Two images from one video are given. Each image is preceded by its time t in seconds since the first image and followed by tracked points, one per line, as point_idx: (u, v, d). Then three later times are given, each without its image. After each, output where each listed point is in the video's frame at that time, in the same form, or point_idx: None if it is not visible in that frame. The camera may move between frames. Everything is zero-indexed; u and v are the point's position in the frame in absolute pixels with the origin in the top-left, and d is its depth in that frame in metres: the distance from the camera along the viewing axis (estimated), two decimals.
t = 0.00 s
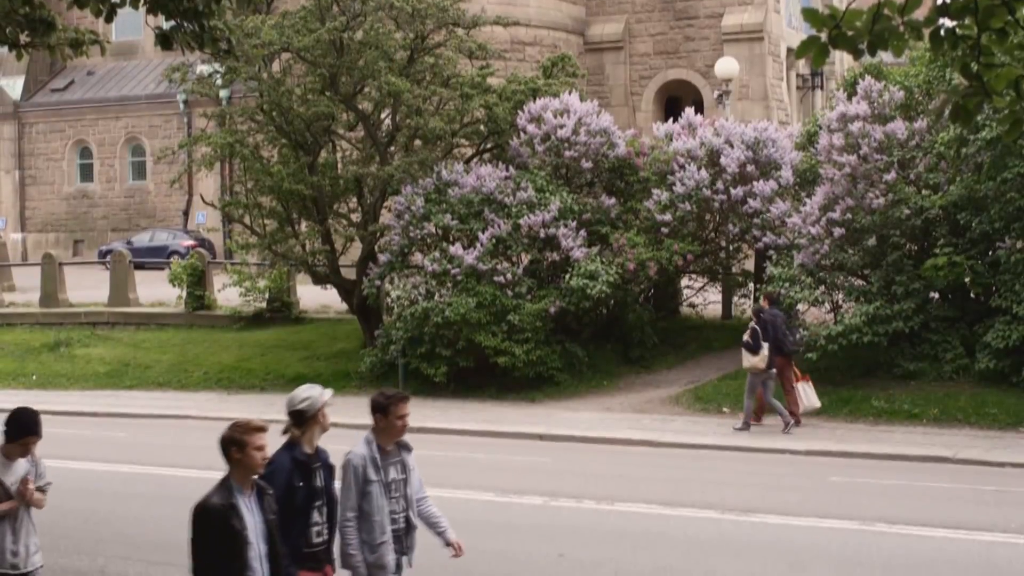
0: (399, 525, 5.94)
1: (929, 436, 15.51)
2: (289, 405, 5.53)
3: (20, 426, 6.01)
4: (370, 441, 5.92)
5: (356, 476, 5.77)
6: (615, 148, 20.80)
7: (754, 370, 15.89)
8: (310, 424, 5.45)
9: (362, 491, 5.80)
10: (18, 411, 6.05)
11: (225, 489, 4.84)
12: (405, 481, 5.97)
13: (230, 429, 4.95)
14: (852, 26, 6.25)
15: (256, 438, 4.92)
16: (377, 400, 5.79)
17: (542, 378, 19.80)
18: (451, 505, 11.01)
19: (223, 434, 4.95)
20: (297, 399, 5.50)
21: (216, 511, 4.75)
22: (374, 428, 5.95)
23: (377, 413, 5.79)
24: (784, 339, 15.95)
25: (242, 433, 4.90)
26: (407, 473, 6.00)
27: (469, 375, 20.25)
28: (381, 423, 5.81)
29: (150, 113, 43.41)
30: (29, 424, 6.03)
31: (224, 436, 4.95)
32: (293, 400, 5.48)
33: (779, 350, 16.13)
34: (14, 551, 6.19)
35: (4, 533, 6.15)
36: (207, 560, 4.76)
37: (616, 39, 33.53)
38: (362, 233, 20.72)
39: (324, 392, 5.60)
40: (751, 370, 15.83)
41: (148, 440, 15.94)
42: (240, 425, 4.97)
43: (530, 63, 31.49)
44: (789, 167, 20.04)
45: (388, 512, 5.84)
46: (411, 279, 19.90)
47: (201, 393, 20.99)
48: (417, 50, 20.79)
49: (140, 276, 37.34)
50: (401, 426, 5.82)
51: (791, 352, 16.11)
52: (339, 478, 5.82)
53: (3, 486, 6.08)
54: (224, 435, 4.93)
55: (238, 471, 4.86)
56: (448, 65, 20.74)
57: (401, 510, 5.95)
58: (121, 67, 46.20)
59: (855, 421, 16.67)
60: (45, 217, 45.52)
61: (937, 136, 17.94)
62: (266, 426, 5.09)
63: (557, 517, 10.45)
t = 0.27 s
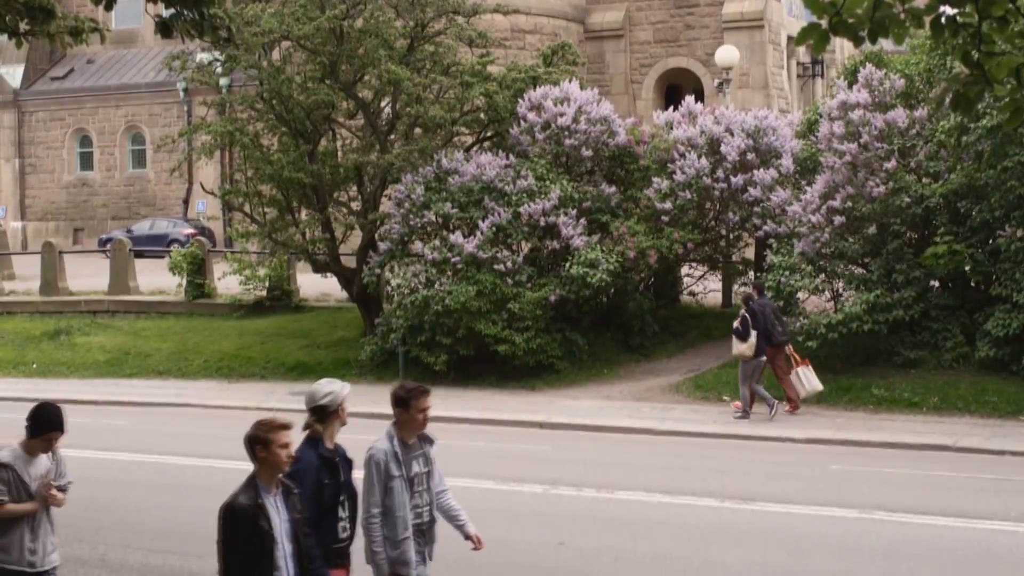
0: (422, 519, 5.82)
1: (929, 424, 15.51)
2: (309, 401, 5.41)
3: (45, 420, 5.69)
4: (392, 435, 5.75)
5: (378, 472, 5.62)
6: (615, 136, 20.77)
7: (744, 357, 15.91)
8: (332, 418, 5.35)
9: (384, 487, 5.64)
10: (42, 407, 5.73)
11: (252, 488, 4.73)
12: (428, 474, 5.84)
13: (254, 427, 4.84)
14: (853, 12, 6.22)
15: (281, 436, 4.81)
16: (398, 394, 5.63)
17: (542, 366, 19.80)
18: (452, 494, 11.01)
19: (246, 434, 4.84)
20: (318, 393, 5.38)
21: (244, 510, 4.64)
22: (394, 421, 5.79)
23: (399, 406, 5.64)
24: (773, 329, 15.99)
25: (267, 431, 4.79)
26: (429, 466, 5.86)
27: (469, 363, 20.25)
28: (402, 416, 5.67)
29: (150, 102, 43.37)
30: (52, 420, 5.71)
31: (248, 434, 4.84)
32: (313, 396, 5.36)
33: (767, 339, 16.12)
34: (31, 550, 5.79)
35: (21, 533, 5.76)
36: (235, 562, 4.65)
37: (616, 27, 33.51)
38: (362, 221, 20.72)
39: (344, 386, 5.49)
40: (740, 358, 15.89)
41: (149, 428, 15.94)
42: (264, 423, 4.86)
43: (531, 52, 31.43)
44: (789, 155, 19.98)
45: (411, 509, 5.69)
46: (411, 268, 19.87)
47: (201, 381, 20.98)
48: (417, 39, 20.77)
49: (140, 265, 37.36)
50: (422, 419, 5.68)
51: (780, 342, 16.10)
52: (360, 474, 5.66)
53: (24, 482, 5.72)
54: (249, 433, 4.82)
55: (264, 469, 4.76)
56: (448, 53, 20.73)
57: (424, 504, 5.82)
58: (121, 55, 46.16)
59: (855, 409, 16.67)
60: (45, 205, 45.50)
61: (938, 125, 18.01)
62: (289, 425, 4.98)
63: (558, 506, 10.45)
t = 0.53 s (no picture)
0: (446, 507, 5.85)
1: (929, 412, 15.51)
2: (329, 395, 5.40)
3: (71, 415, 5.68)
4: (414, 422, 5.79)
5: (402, 461, 5.65)
6: (615, 124, 20.69)
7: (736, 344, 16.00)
8: (353, 412, 5.33)
9: (408, 475, 5.68)
10: (69, 400, 5.72)
11: (281, 480, 4.76)
12: (451, 460, 5.87)
13: (282, 417, 4.86)
14: None
15: (308, 425, 4.83)
16: (419, 381, 5.66)
17: (543, 355, 19.78)
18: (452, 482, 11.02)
19: (274, 423, 4.87)
20: (340, 387, 5.38)
21: (274, 504, 4.69)
22: (416, 410, 5.82)
23: (420, 393, 5.68)
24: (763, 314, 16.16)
25: (294, 421, 4.81)
26: (453, 452, 5.89)
27: (469, 351, 20.25)
28: (424, 403, 5.70)
29: (150, 90, 43.34)
30: (81, 415, 5.70)
31: (277, 424, 4.86)
32: (334, 391, 5.35)
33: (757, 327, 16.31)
34: (57, 546, 5.77)
35: (47, 530, 5.75)
36: (266, 552, 4.72)
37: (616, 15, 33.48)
38: (362, 209, 20.71)
39: (363, 379, 5.49)
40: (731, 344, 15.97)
41: (149, 416, 15.94)
42: (292, 413, 4.88)
43: (531, 39, 31.37)
44: (789, 143, 19.94)
45: (434, 496, 5.73)
46: (411, 256, 19.85)
47: (201, 369, 20.99)
48: (417, 26, 20.73)
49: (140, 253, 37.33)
50: (444, 406, 5.71)
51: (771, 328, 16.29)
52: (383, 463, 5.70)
53: (50, 477, 5.72)
54: (276, 423, 4.84)
55: (291, 460, 4.78)
56: (448, 41, 20.77)
57: (448, 491, 5.85)
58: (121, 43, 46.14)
59: (855, 397, 16.67)
60: (45, 193, 45.46)
61: (939, 113, 18.02)
62: (317, 411, 5.00)
63: (558, 493, 10.47)
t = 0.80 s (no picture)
0: (467, 492, 5.87)
1: (929, 402, 15.52)
2: (349, 383, 5.40)
3: (87, 405, 5.55)
4: (434, 407, 5.79)
5: (424, 444, 5.64)
6: (615, 113, 20.73)
7: (728, 334, 16.02)
8: (373, 399, 5.35)
9: (430, 459, 5.67)
10: (83, 389, 5.59)
11: (308, 468, 4.69)
12: (472, 446, 5.87)
13: (305, 406, 4.79)
14: None
15: (332, 414, 4.76)
16: (442, 364, 5.68)
17: (542, 344, 19.78)
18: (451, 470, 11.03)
19: (297, 413, 4.79)
20: (359, 374, 5.37)
21: (302, 491, 4.60)
22: (436, 395, 5.83)
23: (442, 377, 5.69)
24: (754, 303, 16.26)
25: (319, 409, 4.74)
26: (473, 437, 5.90)
27: (469, 341, 20.24)
28: (445, 387, 5.71)
29: (150, 78, 43.32)
30: (99, 404, 5.57)
31: (300, 413, 4.78)
32: (355, 377, 5.35)
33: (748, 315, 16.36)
34: (89, 534, 5.70)
35: (76, 524, 5.66)
36: (294, 543, 4.63)
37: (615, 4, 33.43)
38: (363, 199, 20.72)
39: (383, 367, 5.47)
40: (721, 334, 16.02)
41: (150, 405, 15.95)
42: (315, 401, 4.81)
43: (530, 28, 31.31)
44: (789, 132, 19.94)
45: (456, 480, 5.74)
46: (410, 245, 19.85)
47: (202, 358, 20.99)
48: (417, 15, 20.72)
49: (139, 242, 37.31)
50: (466, 390, 5.73)
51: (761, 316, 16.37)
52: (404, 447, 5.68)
53: (70, 468, 5.63)
54: (299, 413, 4.77)
55: (317, 448, 4.71)
56: (449, 30, 20.74)
57: (469, 476, 5.86)
58: (121, 32, 46.12)
59: (855, 386, 16.68)
60: (46, 182, 45.42)
61: (940, 102, 18.00)
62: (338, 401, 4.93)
63: (559, 482, 10.48)
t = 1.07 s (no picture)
0: (488, 482, 5.84)
1: (929, 392, 15.52)
2: (370, 371, 5.39)
3: (104, 392, 5.57)
4: (456, 396, 5.77)
5: (447, 433, 5.61)
6: (615, 103, 20.67)
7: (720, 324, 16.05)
8: (394, 387, 5.32)
9: (452, 447, 5.63)
10: (100, 375, 5.61)
11: (331, 451, 4.57)
12: (493, 436, 5.85)
13: (328, 390, 4.68)
14: None
15: (356, 397, 4.65)
16: (465, 353, 5.66)
17: (542, 334, 19.78)
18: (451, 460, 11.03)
19: (320, 397, 4.68)
20: (380, 363, 5.37)
21: (327, 474, 4.48)
22: (458, 384, 5.79)
23: (465, 366, 5.67)
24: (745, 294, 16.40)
25: (342, 392, 4.63)
26: (494, 428, 5.87)
27: (469, 331, 20.23)
28: (468, 377, 5.69)
29: (150, 69, 43.29)
30: (117, 391, 5.59)
31: (322, 397, 4.67)
32: (376, 365, 5.34)
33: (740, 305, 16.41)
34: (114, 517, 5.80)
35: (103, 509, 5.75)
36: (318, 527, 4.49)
37: None
38: (363, 189, 20.71)
39: (402, 354, 5.47)
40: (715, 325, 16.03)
41: (150, 396, 15.94)
42: (339, 385, 4.70)
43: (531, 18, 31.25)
44: (789, 122, 19.90)
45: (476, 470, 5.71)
46: (410, 236, 19.84)
47: (202, 348, 21.00)
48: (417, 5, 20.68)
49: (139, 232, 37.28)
50: (489, 379, 5.69)
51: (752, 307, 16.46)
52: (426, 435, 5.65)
53: (91, 455, 5.68)
54: (322, 396, 4.66)
55: (340, 431, 4.59)
56: (448, 19, 20.64)
57: (489, 466, 5.83)
58: (120, 22, 46.10)
59: (855, 376, 16.68)
60: (45, 172, 45.37)
61: (940, 92, 17.97)
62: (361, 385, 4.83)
63: (559, 472, 10.47)
